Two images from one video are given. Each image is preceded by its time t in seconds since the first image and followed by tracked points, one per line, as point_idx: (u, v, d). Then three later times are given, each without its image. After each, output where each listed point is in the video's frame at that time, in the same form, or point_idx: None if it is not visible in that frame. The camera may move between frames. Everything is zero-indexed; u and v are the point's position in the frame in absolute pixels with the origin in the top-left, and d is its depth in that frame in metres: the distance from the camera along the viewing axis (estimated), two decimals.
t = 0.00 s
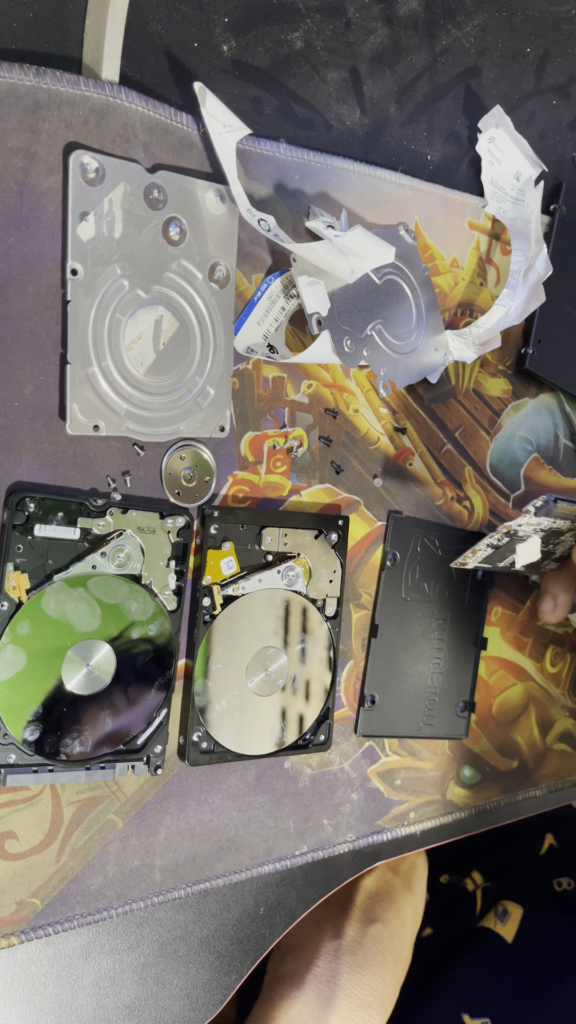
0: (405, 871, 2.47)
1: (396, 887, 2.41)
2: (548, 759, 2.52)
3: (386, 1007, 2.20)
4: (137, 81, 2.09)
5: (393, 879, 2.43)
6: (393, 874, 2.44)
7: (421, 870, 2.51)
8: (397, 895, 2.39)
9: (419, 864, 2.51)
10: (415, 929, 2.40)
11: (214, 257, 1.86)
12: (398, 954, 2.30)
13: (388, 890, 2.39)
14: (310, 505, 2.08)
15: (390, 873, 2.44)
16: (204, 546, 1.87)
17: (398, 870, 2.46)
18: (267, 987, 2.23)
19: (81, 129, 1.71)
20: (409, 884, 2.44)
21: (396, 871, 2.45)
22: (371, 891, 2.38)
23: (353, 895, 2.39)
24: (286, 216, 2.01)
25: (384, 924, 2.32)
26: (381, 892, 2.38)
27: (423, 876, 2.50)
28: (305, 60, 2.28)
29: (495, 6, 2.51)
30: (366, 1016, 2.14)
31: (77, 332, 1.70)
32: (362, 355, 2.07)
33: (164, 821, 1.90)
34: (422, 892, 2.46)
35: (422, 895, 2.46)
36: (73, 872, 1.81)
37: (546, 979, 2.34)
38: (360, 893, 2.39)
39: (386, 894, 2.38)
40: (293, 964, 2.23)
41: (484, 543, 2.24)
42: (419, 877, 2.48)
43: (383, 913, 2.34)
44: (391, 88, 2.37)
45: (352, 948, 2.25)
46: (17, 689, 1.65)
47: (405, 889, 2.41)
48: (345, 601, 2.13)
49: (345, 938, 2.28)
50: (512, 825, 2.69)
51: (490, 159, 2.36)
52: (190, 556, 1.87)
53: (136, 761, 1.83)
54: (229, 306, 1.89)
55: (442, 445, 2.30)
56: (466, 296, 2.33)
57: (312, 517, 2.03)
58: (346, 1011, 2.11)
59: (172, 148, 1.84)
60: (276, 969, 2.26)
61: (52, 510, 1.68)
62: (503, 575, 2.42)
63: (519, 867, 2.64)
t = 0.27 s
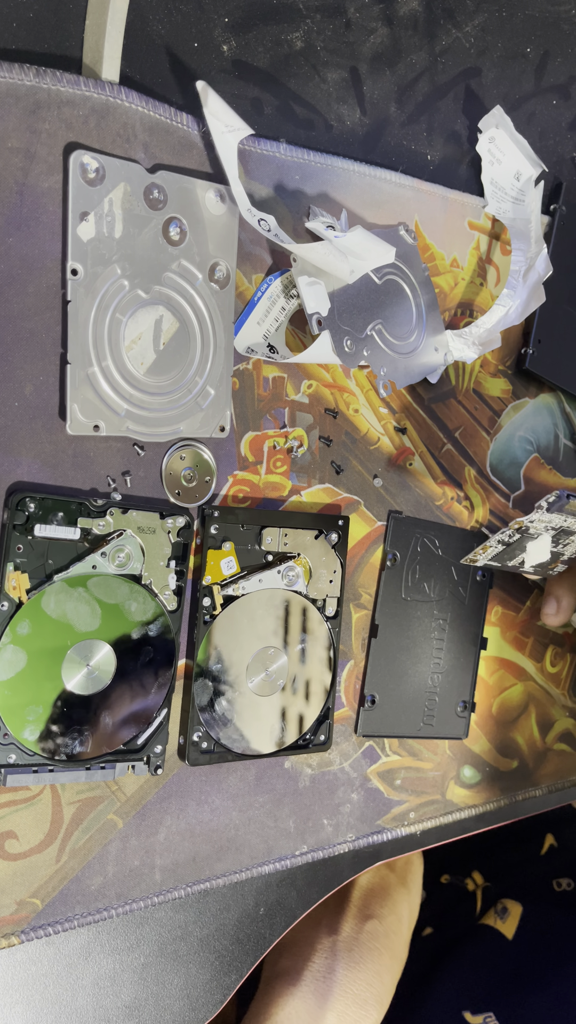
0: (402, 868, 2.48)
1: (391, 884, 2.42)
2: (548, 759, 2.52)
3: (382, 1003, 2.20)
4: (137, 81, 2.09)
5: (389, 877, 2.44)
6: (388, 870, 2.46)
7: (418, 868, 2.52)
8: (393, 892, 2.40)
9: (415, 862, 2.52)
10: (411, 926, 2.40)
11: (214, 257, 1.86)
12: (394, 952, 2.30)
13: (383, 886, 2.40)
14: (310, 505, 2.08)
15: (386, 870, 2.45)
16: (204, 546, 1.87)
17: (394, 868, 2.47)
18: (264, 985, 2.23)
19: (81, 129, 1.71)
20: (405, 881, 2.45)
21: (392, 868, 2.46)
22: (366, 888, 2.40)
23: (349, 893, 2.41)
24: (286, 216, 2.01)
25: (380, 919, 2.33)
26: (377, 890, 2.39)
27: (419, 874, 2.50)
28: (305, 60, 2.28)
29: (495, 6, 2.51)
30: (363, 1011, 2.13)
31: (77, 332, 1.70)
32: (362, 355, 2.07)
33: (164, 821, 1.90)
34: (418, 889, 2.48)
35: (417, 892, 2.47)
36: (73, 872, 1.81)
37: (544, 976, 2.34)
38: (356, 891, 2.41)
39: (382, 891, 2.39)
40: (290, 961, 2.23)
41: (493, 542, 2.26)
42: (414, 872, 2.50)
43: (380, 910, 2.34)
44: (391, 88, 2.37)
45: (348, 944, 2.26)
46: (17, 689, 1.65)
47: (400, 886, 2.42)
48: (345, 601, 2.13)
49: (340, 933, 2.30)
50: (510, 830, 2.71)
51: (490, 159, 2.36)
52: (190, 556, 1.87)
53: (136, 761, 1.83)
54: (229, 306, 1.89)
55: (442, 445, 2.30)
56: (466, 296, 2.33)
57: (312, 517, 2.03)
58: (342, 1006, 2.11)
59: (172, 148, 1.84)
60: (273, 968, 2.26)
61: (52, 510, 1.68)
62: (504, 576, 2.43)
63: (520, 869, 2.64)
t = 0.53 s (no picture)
0: (400, 868, 2.47)
1: (390, 883, 2.42)
2: (548, 759, 2.52)
3: (381, 1001, 2.21)
4: (137, 81, 2.09)
5: (387, 876, 2.44)
6: (387, 869, 2.46)
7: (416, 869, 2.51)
8: (391, 891, 2.40)
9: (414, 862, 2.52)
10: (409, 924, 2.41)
11: (214, 257, 1.86)
12: (393, 950, 2.31)
13: (381, 885, 2.41)
14: (310, 505, 2.08)
15: (384, 869, 2.46)
16: (204, 546, 1.87)
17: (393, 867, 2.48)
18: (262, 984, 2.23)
19: (81, 129, 1.71)
20: (404, 881, 2.45)
21: (390, 867, 2.46)
22: (364, 887, 2.40)
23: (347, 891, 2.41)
24: (286, 216, 2.01)
25: (378, 918, 2.33)
26: (376, 889, 2.40)
27: (418, 874, 2.50)
28: (305, 60, 2.28)
29: (496, 6, 2.51)
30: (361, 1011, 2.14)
31: (77, 332, 1.70)
32: (362, 355, 2.07)
33: (165, 821, 1.90)
34: (417, 888, 2.48)
35: (416, 891, 2.47)
36: (74, 872, 1.81)
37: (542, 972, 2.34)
38: (354, 890, 2.40)
39: (380, 890, 2.40)
40: (288, 959, 2.23)
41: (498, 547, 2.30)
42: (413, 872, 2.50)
43: (378, 909, 2.35)
44: (391, 88, 2.37)
45: (347, 942, 2.26)
46: (17, 689, 1.65)
47: (399, 886, 2.43)
48: (345, 601, 2.13)
49: (339, 931, 2.30)
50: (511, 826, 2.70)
51: (490, 159, 2.35)
52: (190, 556, 1.87)
53: (136, 761, 1.83)
54: (229, 306, 1.89)
55: (442, 445, 2.30)
56: (466, 296, 2.33)
57: (312, 517, 2.03)
58: (340, 1005, 2.11)
59: (172, 148, 1.84)
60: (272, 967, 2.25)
61: (52, 510, 1.68)
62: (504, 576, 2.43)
63: (519, 868, 2.64)
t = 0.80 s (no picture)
0: (401, 869, 2.48)
1: (390, 885, 2.42)
2: (548, 759, 2.52)
3: (381, 1002, 2.20)
4: (137, 81, 2.09)
5: (388, 877, 2.45)
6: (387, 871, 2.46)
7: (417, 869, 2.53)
8: (392, 892, 2.41)
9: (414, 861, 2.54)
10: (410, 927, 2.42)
11: (214, 257, 1.86)
12: (393, 951, 2.31)
13: (382, 885, 2.41)
14: (310, 505, 2.08)
15: (385, 870, 2.46)
16: (204, 546, 1.87)
17: (393, 868, 2.48)
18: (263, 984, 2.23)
19: (81, 129, 1.71)
20: (405, 882, 2.46)
21: (391, 869, 2.47)
22: (366, 888, 2.40)
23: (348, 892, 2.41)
24: (286, 216, 2.01)
25: (379, 919, 2.33)
26: (377, 890, 2.40)
27: (418, 874, 2.52)
28: (305, 60, 2.28)
29: (496, 6, 2.51)
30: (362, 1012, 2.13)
31: (77, 332, 1.70)
32: (362, 355, 2.07)
33: (164, 821, 1.90)
34: (417, 890, 2.49)
35: (416, 893, 2.48)
36: (73, 872, 1.81)
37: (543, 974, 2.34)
38: (355, 891, 2.40)
39: (381, 892, 2.40)
40: (289, 961, 2.23)
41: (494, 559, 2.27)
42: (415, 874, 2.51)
43: (379, 910, 2.35)
44: (391, 88, 2.37)
45: (348, 944, 2.26)
46: (17, 689, 1.65)
47: (400, 887, 2.43)
48: (345, 601, 2.13)
49: (339, 932, 2.29)
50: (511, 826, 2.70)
51: (490, 159, 2.36)
52: (190, 556, 1.87)
53: (136, 761, 1.83)
54: (229, 306, 1.89)
55: (442, 445, 2.30)
56: (466, 296, 2.33)
57: (312, 517, 2.03)
58: (341, 1006, 2.11)
59: (172, 148, 1.84)
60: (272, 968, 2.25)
61: (52, 510, 1.68)
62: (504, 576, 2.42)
63: (518, 868, 2.65)
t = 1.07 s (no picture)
0: (403, 870, 2.48)
1: (392, 885, 2.42)
2: (548, 759, 2.52)
3: (382, 1003, 2.20)
4: (137, 81, 2.09)
5: (390, 878, 2.45)
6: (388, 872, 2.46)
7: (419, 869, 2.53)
8: (394, 893, 2.41)
9: (417, 861, 2.54)
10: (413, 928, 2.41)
11: (214, 257, 1.86)
12: (394, 952, 2.31)
13: (384, 886, 2.41)
14: (310, 505, 2.09)
15: (386, 870, 2.46)
16: (204, 546, 1.87)
17: (394, 868, 2.48)
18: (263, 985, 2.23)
19: (81, 129, 1.71)
20: (406, 883, 2.46)
21: (393, 870, 2.47)
22: (367, 888, 2.40)
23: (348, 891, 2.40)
24: (286, 216, 2.01)
25: (380, 920, 2.33)
26: (378, 891, 2.40)
27: (420, 875, 2.52)
28: (305, 60, 2.28)
29: (495, 6, 2.51)
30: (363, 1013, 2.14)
31: (77, 332, 1.70)
32: (362, 355, 2.07)
33: (164, 821, 1.90)
34: (419, 893, 2.48)
35: (419, 896, 2.48)
36: (73, 872, 1.81)
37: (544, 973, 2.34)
38: (357, 892, 2.40)
39: (382, 893, 2.40)
40: (290, 962, 2.22)
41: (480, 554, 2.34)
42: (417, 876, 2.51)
43: (380, 911, 2.35)
44: (391, 88, 2.37)
45: (348, 944, 2.25)
46: (17, 689, 1.65)
47: (401, 888, 2.43)
48: (345, 601, 2.13)
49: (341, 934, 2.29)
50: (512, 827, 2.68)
51: (490, 158, 2.36)
52: (190, 556, 1.87)
53: (136, 761, 1.83)
54: (229, 306, 1.89)
55: (442, 445, 2.30)
56: (466, 296, 2.33)
57: (312, 517, 2.03)
58: (343, 1006, 2.11)
59: (172, 148, 1.84)
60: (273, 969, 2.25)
61: (52, 510, 1.68)
62: (505, 576, 2.42)
63: (519, 868, 2.64)
